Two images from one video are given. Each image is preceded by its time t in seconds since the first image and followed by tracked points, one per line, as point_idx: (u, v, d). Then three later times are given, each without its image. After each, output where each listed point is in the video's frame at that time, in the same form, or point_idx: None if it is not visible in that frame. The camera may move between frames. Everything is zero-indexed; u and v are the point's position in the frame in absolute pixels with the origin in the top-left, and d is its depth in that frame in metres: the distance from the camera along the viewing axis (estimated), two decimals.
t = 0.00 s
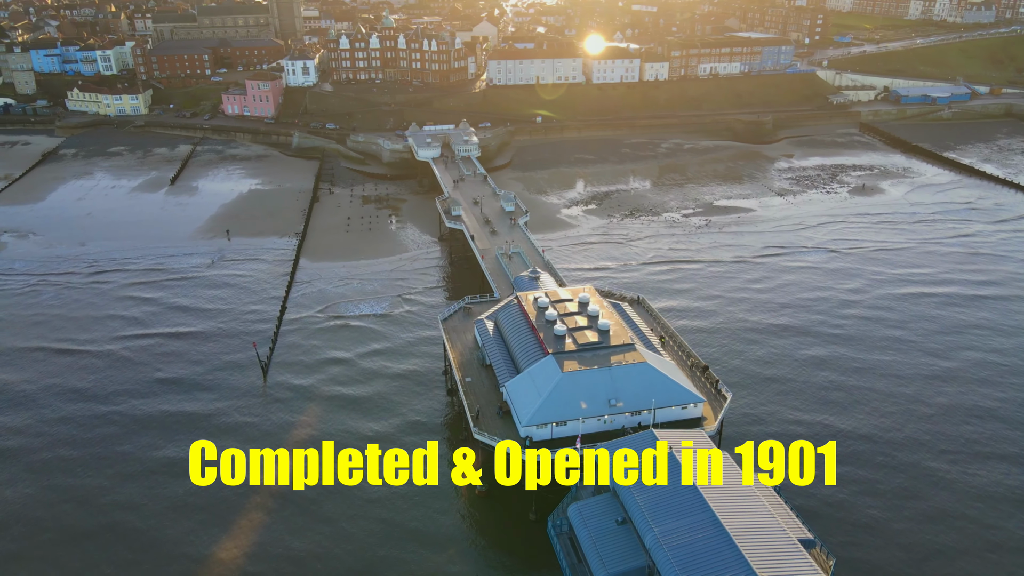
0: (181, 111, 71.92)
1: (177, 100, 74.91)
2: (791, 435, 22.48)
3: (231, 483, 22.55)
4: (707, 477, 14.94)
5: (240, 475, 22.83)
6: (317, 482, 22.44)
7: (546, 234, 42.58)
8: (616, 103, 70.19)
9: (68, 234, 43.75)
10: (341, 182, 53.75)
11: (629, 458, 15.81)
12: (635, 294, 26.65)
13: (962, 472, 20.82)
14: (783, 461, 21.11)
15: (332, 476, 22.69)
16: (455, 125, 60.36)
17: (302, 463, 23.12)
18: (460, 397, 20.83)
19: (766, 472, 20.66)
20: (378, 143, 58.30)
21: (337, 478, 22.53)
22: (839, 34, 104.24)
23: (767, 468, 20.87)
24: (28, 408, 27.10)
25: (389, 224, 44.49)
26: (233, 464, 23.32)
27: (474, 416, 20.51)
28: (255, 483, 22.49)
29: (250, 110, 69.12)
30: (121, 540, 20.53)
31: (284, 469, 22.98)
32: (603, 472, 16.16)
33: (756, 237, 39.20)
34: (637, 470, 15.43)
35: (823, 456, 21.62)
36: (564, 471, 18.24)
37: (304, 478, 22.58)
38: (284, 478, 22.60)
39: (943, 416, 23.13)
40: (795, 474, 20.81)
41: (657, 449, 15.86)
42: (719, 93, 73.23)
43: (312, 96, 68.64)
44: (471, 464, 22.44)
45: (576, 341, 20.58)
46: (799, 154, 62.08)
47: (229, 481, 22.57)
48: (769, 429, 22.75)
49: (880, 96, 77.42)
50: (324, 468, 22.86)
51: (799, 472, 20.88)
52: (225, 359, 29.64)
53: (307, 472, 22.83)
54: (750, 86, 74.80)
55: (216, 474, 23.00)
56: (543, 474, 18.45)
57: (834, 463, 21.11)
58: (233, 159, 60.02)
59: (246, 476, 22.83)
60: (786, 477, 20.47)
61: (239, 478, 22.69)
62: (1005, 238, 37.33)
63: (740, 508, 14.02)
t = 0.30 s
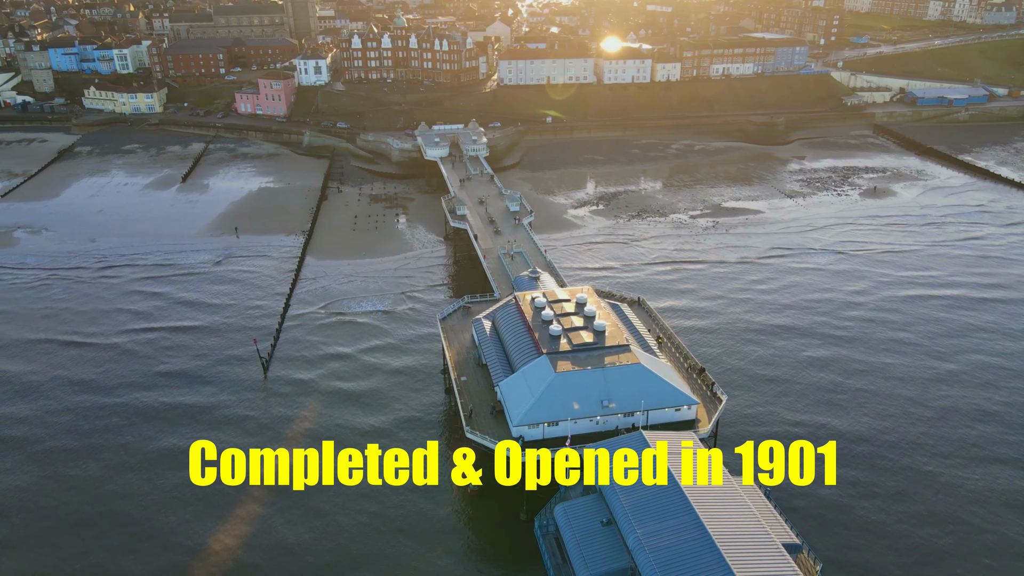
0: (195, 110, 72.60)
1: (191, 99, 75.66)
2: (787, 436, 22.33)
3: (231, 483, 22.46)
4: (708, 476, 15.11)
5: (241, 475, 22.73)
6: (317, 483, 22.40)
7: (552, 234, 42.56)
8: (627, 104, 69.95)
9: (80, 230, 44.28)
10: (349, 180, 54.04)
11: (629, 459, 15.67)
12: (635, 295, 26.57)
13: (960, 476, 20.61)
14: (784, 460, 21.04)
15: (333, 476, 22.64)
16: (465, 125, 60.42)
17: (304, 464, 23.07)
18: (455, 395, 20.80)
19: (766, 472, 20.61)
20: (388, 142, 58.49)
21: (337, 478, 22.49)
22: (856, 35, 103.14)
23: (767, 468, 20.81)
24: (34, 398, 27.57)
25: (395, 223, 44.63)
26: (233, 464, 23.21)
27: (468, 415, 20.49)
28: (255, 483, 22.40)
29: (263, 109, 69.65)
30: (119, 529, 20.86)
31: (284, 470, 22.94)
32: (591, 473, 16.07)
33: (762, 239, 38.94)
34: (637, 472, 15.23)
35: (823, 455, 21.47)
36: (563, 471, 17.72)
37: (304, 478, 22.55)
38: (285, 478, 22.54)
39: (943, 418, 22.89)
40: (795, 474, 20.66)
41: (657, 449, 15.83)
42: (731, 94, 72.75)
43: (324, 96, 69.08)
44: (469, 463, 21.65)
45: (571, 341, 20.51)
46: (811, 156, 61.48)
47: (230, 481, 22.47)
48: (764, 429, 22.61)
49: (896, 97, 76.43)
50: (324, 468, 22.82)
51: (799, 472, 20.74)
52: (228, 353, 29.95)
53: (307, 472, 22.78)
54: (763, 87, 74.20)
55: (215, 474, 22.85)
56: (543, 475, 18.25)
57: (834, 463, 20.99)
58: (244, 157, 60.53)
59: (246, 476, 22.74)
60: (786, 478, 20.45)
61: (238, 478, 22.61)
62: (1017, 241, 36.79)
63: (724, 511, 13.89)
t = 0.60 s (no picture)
0: (209, 108, 73.30)
1: (205, 97, 76.38)
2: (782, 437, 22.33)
3: (221, 484, 22.60)
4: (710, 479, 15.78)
5: (230, 476, 22.91)
6: (311, 483, 22.50)
7: (558, 234, 42.53)
8: (638, 104, 69.67)
9: (91, 227, 44.87)
10: (359, 179, 54.30)
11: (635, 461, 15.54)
12: (636, 296, 26.53)
13: (955, 479, 20.45)
14: (792, 461, 21.21)
15: (327, 476, 22.76)
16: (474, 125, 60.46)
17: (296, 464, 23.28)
18: (449, 394, 20.81)
19: (775, 473, 20.86)
20: (397, 142, 58.73)
21: (330, 478, 22.60)
22: (873, 36, 101.75)
23: (776, 468, 21.01)
24: (42, 391, 28.19)
25: (401, 222, 44.79)
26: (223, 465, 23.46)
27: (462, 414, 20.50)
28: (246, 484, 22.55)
29: (275, 108, 70.15)
30: (119, 519, 21.36)
31: (276, 469, 23.13)
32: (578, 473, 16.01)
33: (768, 241, 38.75)
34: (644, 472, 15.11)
35: (834, 455, 21.54)
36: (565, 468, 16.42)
37: (293, 478, 22.68)
38: (278, 478, 22.69)
39: (942, 422, 22.70)
40: (803, 474, 20.75)
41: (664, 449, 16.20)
42: (743, 95, 72.22)
43: (335, 95, 69.49)
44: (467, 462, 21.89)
45: (565, 342, 20.49)
46: (823, 157, 60.88)
47: (220, 482, 22.65)
48: (760, 430, 22.57)
49: (912, 99, 75.34)
50: (317, 469, 22.97)
51: (808, 473, 20.81)
52: (233, 349, 30.38)
53: (299, 473, 22.90)
54: (775, 87, 73.59)
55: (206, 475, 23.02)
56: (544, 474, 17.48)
57: (845, 464, 21.01)
58: (255, 156, 61.03)
59: (236, 477, 22.91)
60: (794, 478, 20.65)
61: (227, 478, 22.83)
62: None
63: (709, 515, 13.80)
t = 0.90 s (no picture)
0: (223, 107, 74.01)
1: (220, 96, 77.09)
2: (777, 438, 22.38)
3: (197, 484, 22.73)
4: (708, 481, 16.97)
5: (207, 476, 23.08)
6: (294, 484, 22.60)
7: (564, 234, 42.47)
8: (650, 105, 69.38)
9: (103, 224, 45.42)
10: (368, 178, 54.59)
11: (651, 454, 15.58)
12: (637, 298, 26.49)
13: (950, 482, 20.40)
14: (816, 461, 21.27)
15: (299, 476, 22.85)
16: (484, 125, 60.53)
17: (278, 462, 23.50)
18: (444, 393, 20.81)
19: (797, 473, 20.87)
20: (407, 141, 59.00)
21: (310, 479, 22.74)
22: (890, 37, 100.60)
23: (798, 469, 21.03)
24: (51, 381, 28.84)
25: (408, 222, 44.87)
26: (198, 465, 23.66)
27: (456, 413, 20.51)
28: (223, 484, 22.72)
29: (288, 107, 70.70)
30: (121, 508, 21.91)
31: (255, 468, 23.29)
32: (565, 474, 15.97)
33: (774, 242, 38.55)
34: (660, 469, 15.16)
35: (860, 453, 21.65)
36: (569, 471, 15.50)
37: (267, 476, 22.86)
38: (255, 479, 22.82)
39: (940, 425, 22.61)
40: (829, 474, 20.79)
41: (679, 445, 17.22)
42: (755, 97, 71.69)
43: (347, 94, 69.90)
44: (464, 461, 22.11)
45: (560, 342, 20.45)
46: (835, 160, 60.26)
47: (195, 482, 22.79)
48: (756, 431, 22.61)
49: (928, 101, 74.22)
50: (299, 469, 23.14)
51: (833, 473, 20.86)
52: (238, 343, 30.90)
53: (282, 473, 23.04)
54: (789, 89, 72.98)
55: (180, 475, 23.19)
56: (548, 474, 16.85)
57: (871, 461, 21.12)
58: (267, 154, 61.54)
59: (213, 477, 23.07)
60: (817, 478, 20.67)
61: (200, 477, 23.12)
62: None
63: (692, 517, 13.74)
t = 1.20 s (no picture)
0: (237, 106, 74.79)
1: (234, 95, 77.82)
2: (766, 439, 22.62)
3: (177, 484, 23.08)
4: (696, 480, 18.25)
5: (188, 476, 23.39)
6: (277, 484, 22.93)
7: (570, 236, 42.25)
8: (661, 106, 69.06)
9: (113, 221, 45.93)
10: (377, 177, 54.91)
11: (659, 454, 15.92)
12: (637, 299, 26.48)
13: (937, 484, 20.53)
14: (835, 461, 21.46)
15: (279, 477, 23.21)
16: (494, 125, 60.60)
17: (263, 462, 23.86)
18: (438, 392, 20.83)
19: (814, 472, 21.05)
20: (417, 141, 59.27)
21: (288, 479, 23.08)
22: (908, 38, 99.32)
23: (815, 468, 21.23)
24: (60, 374, 29.72)
25: (415, 221, 44.98)
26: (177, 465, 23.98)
27: (450, 412, 20.54)
28: (204, 484, 23.07)
29: (300, 106, 71.27)
30: (123, 497, 22.66)
31: (238, 468, 23.67)
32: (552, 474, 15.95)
33: (781, 244, 38.44)
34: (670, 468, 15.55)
35: (881, 451, 21.78)
36: (573, 471, 15.24)
37: (249, 478, 23.20)
38: (236, 479, 23.17)
39: (932, 427, 22.69)
40: (849, 475, 20.96)
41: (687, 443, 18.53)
42: (769, 98, 71.16)
43: (360, 94, 70.31)
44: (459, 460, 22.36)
45: (554, 343, 20.42)
46: (848, 162, 59.63)
47: (175, 483, 23.11)
48: (752, 432, 22.79)
49: (946, 103, 73.15)
50: (277, 468, 23.52)
51: (854, 473, 21.03)
52: (243, 339, 31.60)
53: (267, 473, 23.36)
54: (803, 90, 72.35)
55: (158, 476, 23.55)
56: (549, 476, 16.13)
57: (894, 461, 21.20)
58: (279, 153, 62.07)
59: (194, 477, 23.38)
60: (836, 479, 20.83)
61: (180, 477, 23.39)
62: None
63: (676, 521, 13.68)
